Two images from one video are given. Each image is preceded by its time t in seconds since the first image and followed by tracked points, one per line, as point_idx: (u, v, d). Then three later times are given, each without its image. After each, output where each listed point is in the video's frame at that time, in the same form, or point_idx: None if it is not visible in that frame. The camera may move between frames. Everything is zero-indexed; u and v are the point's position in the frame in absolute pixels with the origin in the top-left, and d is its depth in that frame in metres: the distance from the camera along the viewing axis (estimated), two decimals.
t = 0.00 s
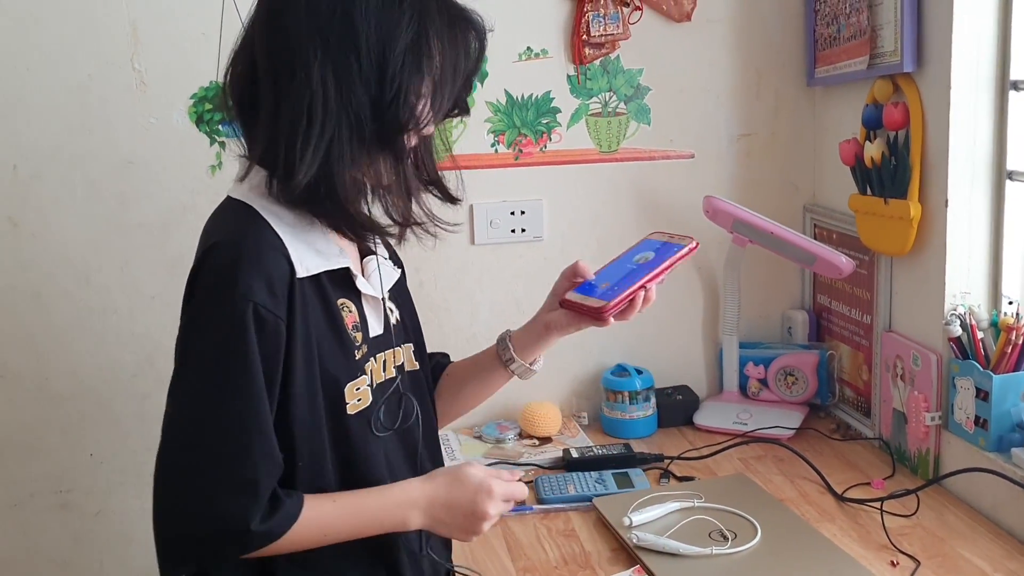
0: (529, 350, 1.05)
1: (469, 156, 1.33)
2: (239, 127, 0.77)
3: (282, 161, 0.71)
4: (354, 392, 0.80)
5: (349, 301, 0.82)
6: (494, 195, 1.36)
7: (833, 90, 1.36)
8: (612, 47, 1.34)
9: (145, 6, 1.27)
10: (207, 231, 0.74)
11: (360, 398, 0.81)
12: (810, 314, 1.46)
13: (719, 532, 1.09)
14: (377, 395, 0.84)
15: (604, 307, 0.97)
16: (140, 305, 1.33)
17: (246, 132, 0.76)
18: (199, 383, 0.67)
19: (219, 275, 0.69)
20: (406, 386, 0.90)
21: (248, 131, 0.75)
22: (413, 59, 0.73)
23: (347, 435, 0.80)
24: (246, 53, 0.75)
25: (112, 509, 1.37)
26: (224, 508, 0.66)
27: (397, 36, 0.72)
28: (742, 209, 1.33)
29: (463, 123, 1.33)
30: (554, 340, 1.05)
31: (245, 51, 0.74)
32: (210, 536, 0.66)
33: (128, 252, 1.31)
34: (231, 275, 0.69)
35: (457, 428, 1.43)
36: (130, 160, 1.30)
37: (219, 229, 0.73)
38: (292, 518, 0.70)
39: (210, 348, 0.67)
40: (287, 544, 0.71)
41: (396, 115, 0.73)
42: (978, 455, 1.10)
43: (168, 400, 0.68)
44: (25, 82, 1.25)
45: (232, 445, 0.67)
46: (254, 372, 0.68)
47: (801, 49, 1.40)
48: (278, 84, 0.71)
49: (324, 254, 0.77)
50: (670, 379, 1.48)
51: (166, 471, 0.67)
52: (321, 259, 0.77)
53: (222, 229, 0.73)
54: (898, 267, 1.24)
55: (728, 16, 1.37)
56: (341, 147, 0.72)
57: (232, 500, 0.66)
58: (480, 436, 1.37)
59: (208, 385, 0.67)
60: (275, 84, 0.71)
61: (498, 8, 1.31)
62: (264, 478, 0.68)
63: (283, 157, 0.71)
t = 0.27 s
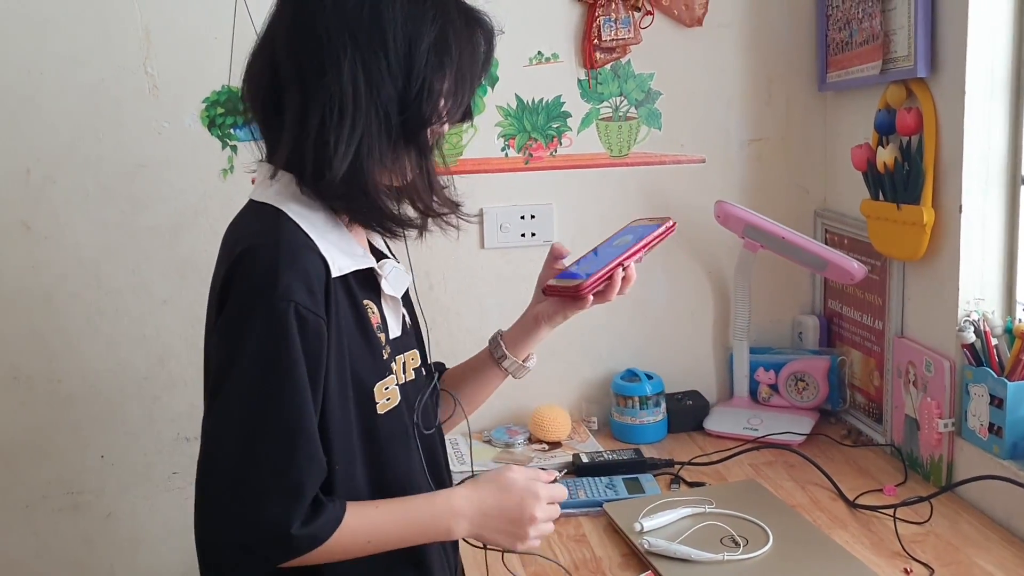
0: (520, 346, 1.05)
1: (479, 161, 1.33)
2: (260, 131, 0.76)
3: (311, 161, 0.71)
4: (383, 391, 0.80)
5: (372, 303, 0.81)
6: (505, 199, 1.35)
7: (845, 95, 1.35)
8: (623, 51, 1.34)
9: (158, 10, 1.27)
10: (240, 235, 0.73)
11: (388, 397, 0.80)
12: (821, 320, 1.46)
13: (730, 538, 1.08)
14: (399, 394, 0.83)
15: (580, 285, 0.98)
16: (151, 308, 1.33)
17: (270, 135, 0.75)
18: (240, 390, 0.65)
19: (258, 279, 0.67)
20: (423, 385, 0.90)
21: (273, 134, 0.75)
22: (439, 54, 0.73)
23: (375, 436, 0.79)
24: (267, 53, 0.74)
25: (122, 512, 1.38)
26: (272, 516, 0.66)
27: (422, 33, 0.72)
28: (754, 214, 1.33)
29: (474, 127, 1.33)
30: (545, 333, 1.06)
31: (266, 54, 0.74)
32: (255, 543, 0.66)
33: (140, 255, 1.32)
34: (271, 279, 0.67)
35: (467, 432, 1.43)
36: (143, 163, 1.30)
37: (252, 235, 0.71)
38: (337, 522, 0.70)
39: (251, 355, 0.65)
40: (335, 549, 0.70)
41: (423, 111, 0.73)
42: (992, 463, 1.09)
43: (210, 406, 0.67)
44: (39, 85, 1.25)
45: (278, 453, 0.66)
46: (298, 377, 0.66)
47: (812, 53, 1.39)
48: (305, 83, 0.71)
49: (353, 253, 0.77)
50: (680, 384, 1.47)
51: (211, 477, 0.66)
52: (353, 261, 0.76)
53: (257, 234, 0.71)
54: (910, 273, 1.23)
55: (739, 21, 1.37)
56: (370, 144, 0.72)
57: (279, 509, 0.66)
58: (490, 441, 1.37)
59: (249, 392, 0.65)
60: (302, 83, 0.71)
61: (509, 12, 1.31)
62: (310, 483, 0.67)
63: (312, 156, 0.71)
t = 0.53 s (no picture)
0: (521, 336, 1.06)
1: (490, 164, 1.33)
2: (286, 133, 0.76)
3: (350, 160, 0.72)
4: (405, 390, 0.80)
5: (394, 302, 0.81)
6: (516, 203, 1.35)
7: (857, 101, 1.35)
8: (635, 56, 1.34)
9: (170, 11, 1.27)
10: (268, 231, 0.72)
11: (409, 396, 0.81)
12: (830, 326, 1.45)
13: (741, 545, 1.08)
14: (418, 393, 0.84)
15: (579, 271, 0.97)
16: (161, 310, 1.33)
17: (298, 136, 0.75)
18: (256, 379, 0.64)
19: (287, 273, 0.67)
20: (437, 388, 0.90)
21: (300, 135, 0.74)
22: (470, 53, 0.74)
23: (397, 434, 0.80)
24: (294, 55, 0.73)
25: (129, 514, 1.37)
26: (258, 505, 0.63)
27: (453, 32, 0.73)
28: (764, 219, 1.32)
29: (485, 130, 1.33)
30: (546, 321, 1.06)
31: (291, 55, 0.73)
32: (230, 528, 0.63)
33: (150, 256, 1.32)
34: (300, 276, 0.67)
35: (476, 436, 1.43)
36: (154, 164, 1.30)
37: (279, 232, 0.71)
38: (315, 515, 0.66)
39: (271, 346, 0.64)
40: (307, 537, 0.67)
41: (457, 109, 0.74)
42: (1004, 471, 1.09)
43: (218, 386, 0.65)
44: (50, 85, 1.25)
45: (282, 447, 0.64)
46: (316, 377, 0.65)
47: (824, 59, 1.39)
48: (337, 84, 0.70)
49: (378, 252, 0.76)
50: (689, 389, 1.47)
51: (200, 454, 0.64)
52: (380, 261, 0.76)
53: (284, 230, 0.71)
54: (922, 280, 1.23)
55: (751, 26, 1.37)
56: (408, 142, 0.72)
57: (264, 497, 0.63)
58: (499, 446, 1.37)
59: (265, 383, 0.64)
60: (334, 84, 0.71)
61: (521, 16, 1.31)
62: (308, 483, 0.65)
63: (350, 156, 0.72)
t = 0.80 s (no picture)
0: (526, 331, 1.04)
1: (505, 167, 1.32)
2: (302, 134, 0.75)
3: (366, 159, 0.71)
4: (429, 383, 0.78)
5: (415, 299, 0.80)
6: (531, 206, 1.35)
7: (874, 107, 1.35)
8: (651, 60, 1.34)
9: (186, 12, 1.27)
10: (294, 228, 0.71)
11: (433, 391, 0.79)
12: (845, 332, 1.45)
13: (756, 552, 1.07)
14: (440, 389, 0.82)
15: (577, 268, 0.95)
16: (174, 311, 1.33)
17: (314, 137, 0.74)
18: (292, 374, 0.62)
19: (320, 263, 0.66)
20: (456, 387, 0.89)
21: (316, 136, 0.74)
22: (483, 51, 0.73)
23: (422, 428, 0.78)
24: (308, 55, 0.72)
25: (140, 516, 1.37)
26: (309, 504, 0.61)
27: (466, 30, 0.72)
28: (780, 224, 1.32)
29: (500, 134, 1.33)
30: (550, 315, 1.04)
31: (305, 56, 0.73)
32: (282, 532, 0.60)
33: (164, 257, 1.31)
34: (331, 265, 0.65)
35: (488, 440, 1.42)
36: (168, 165, 1.30)
37: (304, 229, 0.70)
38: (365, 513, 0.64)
39: (305, 338, 0.62)
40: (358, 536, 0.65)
41: (471, 107, 0.73)
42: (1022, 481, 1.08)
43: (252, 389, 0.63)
44: (67, 86, 1.25)
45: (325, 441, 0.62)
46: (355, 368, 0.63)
47: (841, 65, 1.39)
48: (352, 84, 0.69)
49: (399, 244, 0.75)
50: (703, 395, 1.47)
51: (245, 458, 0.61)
52: (399, 257, 0.75)
53: (312, 224, 0.70)
54: (939, 287, 1.22)
55: (768, 31, 1.36)
56: (424, 141, 0.71)
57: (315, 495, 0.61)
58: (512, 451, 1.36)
59: (302, 377, 0.62)
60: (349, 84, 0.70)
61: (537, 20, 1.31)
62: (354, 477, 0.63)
63: (366, 155, 0.71)
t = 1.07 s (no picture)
0: (521, 344, 1.04)
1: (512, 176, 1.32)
2: (302, 138, 0.75)
3: (363, 164, 0.71)
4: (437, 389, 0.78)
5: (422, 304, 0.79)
6: (537, 215, 1.35)
7: (881, 118, 1.35)
8: (658, 70, 1.34)
9: (194, 20, 1.27)
10: (304, 237, 0.71)
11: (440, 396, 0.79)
12: (851, 343, 1.45)
13: (761, 564, 1.07)
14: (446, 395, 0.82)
15: (573, 281, 0.95)
16: (180, 317, 1.33)
17: (315, 141, 0.74)
18: (324, 391, 0.63)
19: (333, 270, 0.66)
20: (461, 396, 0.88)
21: (316, 139, 0.74)
22: (483, 62, 0.73)
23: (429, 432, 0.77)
24: (311, 62, 0.73)
25: (143, 522, 1.37)
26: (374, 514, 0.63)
27: (467, 41, 0.72)
28: (786, 235, 1.32)
29: (507, 143, 1.33)
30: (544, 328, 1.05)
31: (310, 61, 0.73)
32: (356, 552, 0.63)
33: (170, 264, 1.31)
34: (344, 268, 0.66)
35: (492, 449, 1.42)
36: (175, 172, 1.30)
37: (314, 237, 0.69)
38: (429, 519, 0.66)
39: (331, 350, 0.63)
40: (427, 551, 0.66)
41: (469, 118, 0.73)
42: None
43: (288, 418, 0.65)
44: (75, 92, 1.26)
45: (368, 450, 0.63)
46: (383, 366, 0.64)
47: (848, 76, 1.39)
48: (354, 89, 0.70)
49: (405, 248, 0.75)
50: (707, 406, 1.46)
51: (302, 487, 0.64)
52: (406, 263, 0.74)
53: (322, 230, 0.70)
54: (946, 299, 1.22)
55: (775, 41, 1.36)
56: (421, 148, 0.71)
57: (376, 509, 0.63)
58: (516, 459, 1.36)
59: (336, 391, 0.64)
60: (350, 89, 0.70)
61: (544, 29, 1.31)
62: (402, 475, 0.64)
63: (363, 160, 0.70)
